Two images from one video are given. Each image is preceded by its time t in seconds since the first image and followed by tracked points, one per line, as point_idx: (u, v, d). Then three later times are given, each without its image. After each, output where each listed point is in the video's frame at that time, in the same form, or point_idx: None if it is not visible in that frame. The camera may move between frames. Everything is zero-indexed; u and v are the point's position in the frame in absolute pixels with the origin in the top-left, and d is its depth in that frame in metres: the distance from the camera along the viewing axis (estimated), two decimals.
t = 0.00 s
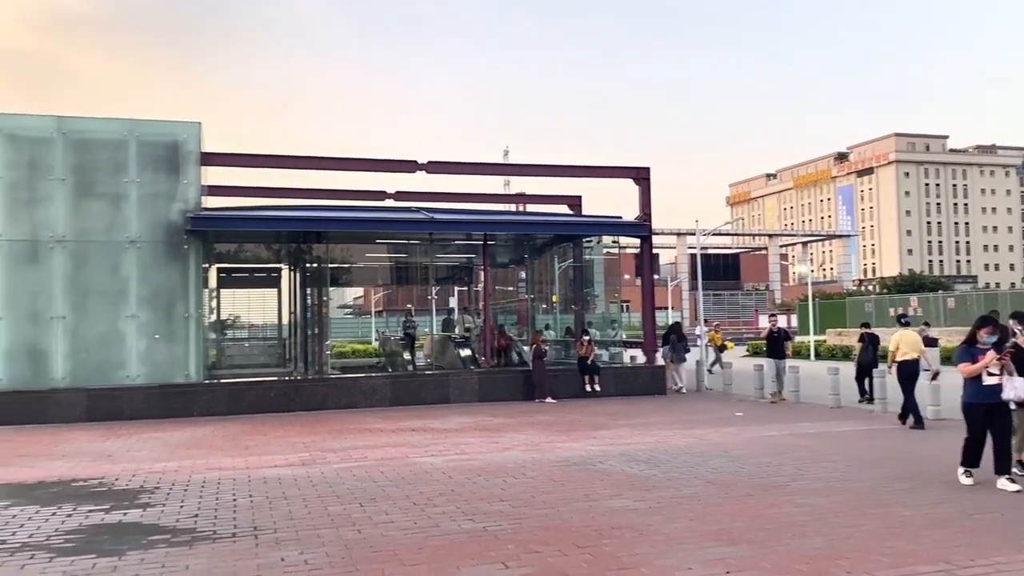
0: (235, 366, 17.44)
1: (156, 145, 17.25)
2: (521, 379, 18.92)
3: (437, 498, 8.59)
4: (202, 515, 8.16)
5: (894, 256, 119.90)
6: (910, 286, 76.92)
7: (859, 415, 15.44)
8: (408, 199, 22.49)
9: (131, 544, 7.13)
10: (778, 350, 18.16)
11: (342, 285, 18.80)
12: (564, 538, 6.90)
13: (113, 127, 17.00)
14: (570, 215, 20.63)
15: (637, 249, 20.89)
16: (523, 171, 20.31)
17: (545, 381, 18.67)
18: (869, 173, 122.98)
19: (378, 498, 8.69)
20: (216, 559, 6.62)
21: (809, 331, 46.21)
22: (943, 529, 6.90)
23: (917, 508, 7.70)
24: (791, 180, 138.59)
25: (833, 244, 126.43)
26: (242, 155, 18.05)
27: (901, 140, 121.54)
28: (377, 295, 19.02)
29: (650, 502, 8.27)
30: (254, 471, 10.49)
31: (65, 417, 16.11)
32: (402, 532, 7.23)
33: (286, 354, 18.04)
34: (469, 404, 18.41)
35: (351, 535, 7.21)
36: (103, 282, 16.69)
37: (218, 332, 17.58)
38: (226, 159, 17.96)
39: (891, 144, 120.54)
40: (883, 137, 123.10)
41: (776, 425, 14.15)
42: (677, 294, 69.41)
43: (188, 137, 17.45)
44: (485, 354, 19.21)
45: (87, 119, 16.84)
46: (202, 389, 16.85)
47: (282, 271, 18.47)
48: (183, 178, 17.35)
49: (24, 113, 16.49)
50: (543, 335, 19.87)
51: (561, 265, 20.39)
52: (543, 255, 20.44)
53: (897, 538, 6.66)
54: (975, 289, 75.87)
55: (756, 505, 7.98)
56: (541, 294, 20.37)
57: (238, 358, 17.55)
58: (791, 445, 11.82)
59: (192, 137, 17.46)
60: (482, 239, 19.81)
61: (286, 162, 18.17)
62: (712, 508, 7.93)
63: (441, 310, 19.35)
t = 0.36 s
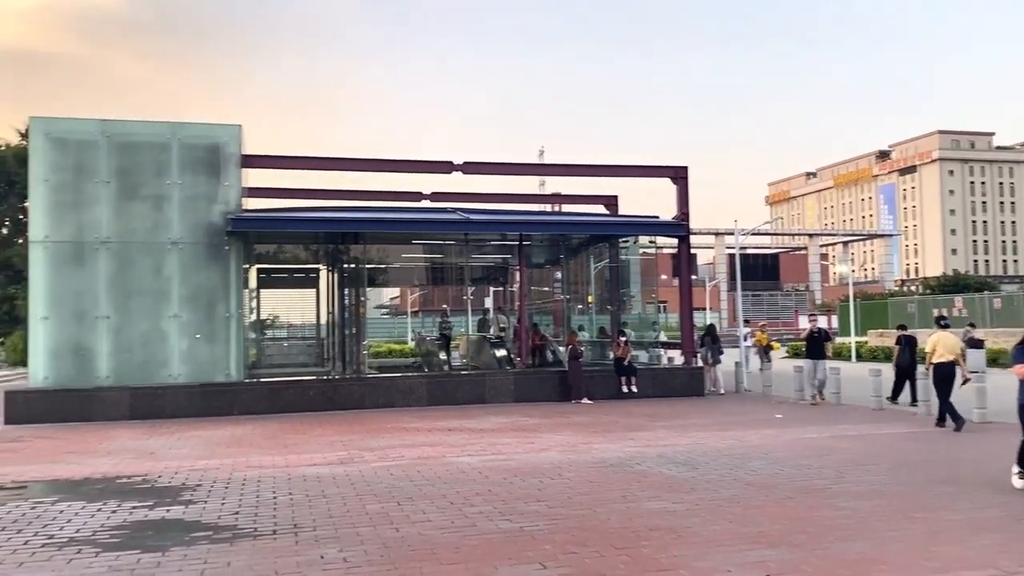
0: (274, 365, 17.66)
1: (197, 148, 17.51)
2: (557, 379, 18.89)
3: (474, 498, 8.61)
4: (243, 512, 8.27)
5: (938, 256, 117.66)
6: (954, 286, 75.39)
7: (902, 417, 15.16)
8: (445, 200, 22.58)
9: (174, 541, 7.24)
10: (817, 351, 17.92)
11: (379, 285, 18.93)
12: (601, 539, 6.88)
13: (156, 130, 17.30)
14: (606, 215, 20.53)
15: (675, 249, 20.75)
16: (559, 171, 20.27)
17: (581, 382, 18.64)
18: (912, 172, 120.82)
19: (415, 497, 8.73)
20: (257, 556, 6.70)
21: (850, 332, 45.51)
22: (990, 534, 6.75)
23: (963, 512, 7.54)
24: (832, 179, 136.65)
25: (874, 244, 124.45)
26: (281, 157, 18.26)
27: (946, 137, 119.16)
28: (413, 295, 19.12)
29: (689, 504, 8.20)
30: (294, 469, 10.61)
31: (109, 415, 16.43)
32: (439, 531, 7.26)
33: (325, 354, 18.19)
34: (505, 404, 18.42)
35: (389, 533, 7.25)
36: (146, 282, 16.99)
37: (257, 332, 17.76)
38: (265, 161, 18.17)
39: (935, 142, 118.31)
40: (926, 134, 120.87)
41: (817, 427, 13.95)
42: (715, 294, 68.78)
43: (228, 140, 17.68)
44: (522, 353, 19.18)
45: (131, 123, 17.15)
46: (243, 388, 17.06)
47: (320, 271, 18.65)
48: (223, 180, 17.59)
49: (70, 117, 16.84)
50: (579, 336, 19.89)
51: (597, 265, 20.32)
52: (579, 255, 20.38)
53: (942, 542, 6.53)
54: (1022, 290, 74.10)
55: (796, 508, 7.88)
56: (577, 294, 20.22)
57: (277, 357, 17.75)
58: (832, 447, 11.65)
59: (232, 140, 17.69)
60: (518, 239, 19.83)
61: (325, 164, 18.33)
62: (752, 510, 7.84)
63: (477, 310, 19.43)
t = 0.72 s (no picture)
0: (305, 366, 17.82)
1: (230, 150, 17.72)
2: (586, 381, 18.81)
3: (503, 499, 8.62)
4: (274, 511, 8.35)
5: (973, 257, 115.80)
6: (990, 288, 74.09)
7: (937, 421, 14.93)
8: (473, 202, 22.63)
9: (207, 539, 7.33)
10: (849, 354, 17.68)
11: (407, 286, 19.03)
12: (631, 541, 6.86)
13: (189, 133, 17.51)
14: (635, 216, 20.42)
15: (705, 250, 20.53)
16: (587, 172, 20.23)
17: (609, 383, 18.60)
18: (947, 172, 118.99)
19: (444, 497, 8.75)
20: (288, 554, 6.75)
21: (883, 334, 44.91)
22: None
23: (999, 517, 7.42)
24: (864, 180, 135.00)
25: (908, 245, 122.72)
26: (312, 160, 18.41)
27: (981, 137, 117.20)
28: (441, 296, 19.25)
29: (719, 506, 8.15)
30: (324, 469, 10.68)
31: (142, 415, 16.64)
32: (468, 532, 7.28)
33: (354, 354, 18.25)
34: (533, 405, 18.40)
35: (419, 533, 7.28)
36: (179, 283, 17.21)
37: (288, 333, 17.92)
38: (296, 163, 18.34)
39: (970, 141, 116.43)
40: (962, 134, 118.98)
41: (849, 430, 13.79)
42: (745, 296, 68.22)
43: (260, 142, 17.86)
44: (550, 354, 19.17)
45: (164, 126, 17.38)
46: (273, 387, 17.21)
47: (350, 273, 18.73)
48: (255, 182, 17.77)
49: (105, 121, 17.11)
50: (609, 336, 19.89)
51: (626, 266, 20.32)
52: (607, 256, 20.39)
53: (978, 548, 6.43)
54: None
55: (828, 512, 7.80)
56: (605, 295, 20.23)
57: (307, 358, 17.91)
58: (864, 451, 11.51)
59: (264, 142, 17.87)
60: (546, 241, 19.69)
61: (355, 166, 18.45)
62: (783, 514, 7.78)
63: (504, 311, 19.49)
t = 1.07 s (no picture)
0: (339, 367, 17.96)
1: (267, 153, 17.93)
2: (619, 384, 18.77)
3: (537, 501, 8.62)
4: (310, 510, 8.42)
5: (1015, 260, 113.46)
6: None
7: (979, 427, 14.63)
8: (506, 204, 22.66)
9: (244, 537, 7.41)
10: (888, 359, 17.35)
11: (439, 288, 19.06)
12: (666, 545, 6.82)
13: (227, 136, 17.74)
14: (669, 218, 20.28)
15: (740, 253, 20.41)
16: (621, 174, 20.17)
17: (643, 386, 18.47)
18: (988, 173, 116.75)
19: (478, 498, 8.77)
20: (324, 553, 6.81)
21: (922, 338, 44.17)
22: None
23: None
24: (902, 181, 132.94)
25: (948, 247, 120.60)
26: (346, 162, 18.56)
27: None
28: (473, 298, 19.32)
29: (754, 511, 8.07)
30: (359, 469, 10.76)
31: (180, 414, 16.93)
32: (502, 534, 7.29)
33: (387, 355, 18.48)
34: (566, 407, 18.37)
35: (453, 534, 7.31)
36: (216, 284, 17.45)
37: (322, 334, 18.07)
38: (332, 166, 18.50)
39: (1013, 142, 114.14)
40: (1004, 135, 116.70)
41: (887, 436, 13.58)
42: (781, 298, 67.51)
43: (296, 145, 18.05)
44: (583, 356, 19.11)
45: (203, 130, 17.64)
46: (309, 387, 17.40)
47: (383, 274, 18.92)
48: (291, 185, 17.95)
49: (146, 124, 17.40)
50: (643, 338, 19.86)
51: (659, 268, 20.11)
52: (641, 259, 20.24)
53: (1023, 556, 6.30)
54: None
55: (866, 517, 7.69)
56: (638, 297, 20.18)
57: (342, 358, 18.05)
58: (902, 457, 11.34)
59: (300, 145, 18.06)
60: (579, 244, 19.67)
61: (389, 169, 18.57)
62: (820, 519, 7.68)
63: (536, 313, 19.51)
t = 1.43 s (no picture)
0: (363, 368, 17.97)
1: (293, 156, 18.06)
2: (644, 387, 18.69)
3: (561, 503, 8.60)
4: (335, 511, 8.46)
5: None
6: None
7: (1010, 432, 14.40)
8: (530, 205, 22.67)
9: (270, 537, 7.46)
10: (919, 363, 17.09)
11: (463, 290, 19.15)
12: (692, 549, 6.78)
13: (254, 139, 17.90)
14: (694, 220, 20.18)
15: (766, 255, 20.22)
16: (644, 175, 20.10)
17: (667, 389, 18.42)
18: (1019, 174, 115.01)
19: (502, 500, 8.77)
20: (349, 554, 6.84)
21: (952, 341, 43.57)
22: None
23: None
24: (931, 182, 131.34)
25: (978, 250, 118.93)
26: (371, 164, 18.65)
27: None
28: (497, 299, 19.47)
29: (781, 516, 8.00)
30: (384, 470, 10.80)
31: (208, 413, 17.10)
32: (527, 536, 7.28)
33: (412, 356, 18.41)
34: (590, 409, 18.34)
35: (478, 535, 7.32)
36: (243, 285, 17.59)
37: (347, 335, 18.12)
38: (357, 168, 18.59)
39: None
40: None
41: (916, 440, 13.41)
42: (807, 301, 66.89)
43: (323, 148, 18.18)
44: (608, 359, 19.06)
45: (230, 132, 17.79)
46: (334, 388, 17.54)
47: (408, 276, 18.89)
48: (317, 187, 18.08)
49: (174, 127, 17.59)
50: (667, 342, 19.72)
51: (684, 270, 20.04)
52: (665, 261, 20.19)
53: None
54: None
55: (896, 523, 7.59)
56: (663, 299, 20.11)
57: (366, 359, 18.04)
58: (932, 462, 11.19)
59: (326, 148, 18.18)
60: (603, 245, 19.65)
61: (414, 171, 18.63)
62: (849, 524, 7.60)
63: (560, 315, 19.31)
